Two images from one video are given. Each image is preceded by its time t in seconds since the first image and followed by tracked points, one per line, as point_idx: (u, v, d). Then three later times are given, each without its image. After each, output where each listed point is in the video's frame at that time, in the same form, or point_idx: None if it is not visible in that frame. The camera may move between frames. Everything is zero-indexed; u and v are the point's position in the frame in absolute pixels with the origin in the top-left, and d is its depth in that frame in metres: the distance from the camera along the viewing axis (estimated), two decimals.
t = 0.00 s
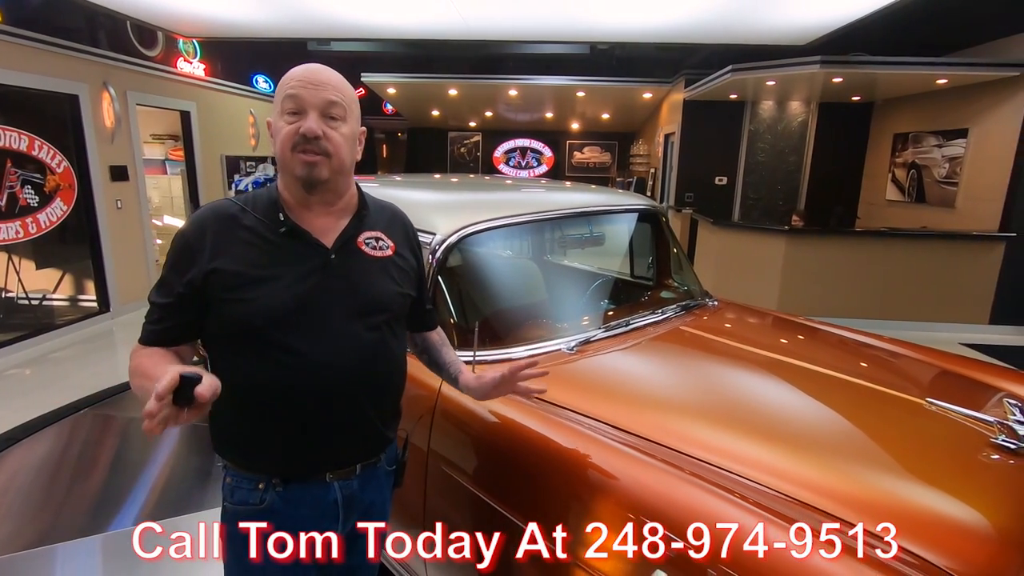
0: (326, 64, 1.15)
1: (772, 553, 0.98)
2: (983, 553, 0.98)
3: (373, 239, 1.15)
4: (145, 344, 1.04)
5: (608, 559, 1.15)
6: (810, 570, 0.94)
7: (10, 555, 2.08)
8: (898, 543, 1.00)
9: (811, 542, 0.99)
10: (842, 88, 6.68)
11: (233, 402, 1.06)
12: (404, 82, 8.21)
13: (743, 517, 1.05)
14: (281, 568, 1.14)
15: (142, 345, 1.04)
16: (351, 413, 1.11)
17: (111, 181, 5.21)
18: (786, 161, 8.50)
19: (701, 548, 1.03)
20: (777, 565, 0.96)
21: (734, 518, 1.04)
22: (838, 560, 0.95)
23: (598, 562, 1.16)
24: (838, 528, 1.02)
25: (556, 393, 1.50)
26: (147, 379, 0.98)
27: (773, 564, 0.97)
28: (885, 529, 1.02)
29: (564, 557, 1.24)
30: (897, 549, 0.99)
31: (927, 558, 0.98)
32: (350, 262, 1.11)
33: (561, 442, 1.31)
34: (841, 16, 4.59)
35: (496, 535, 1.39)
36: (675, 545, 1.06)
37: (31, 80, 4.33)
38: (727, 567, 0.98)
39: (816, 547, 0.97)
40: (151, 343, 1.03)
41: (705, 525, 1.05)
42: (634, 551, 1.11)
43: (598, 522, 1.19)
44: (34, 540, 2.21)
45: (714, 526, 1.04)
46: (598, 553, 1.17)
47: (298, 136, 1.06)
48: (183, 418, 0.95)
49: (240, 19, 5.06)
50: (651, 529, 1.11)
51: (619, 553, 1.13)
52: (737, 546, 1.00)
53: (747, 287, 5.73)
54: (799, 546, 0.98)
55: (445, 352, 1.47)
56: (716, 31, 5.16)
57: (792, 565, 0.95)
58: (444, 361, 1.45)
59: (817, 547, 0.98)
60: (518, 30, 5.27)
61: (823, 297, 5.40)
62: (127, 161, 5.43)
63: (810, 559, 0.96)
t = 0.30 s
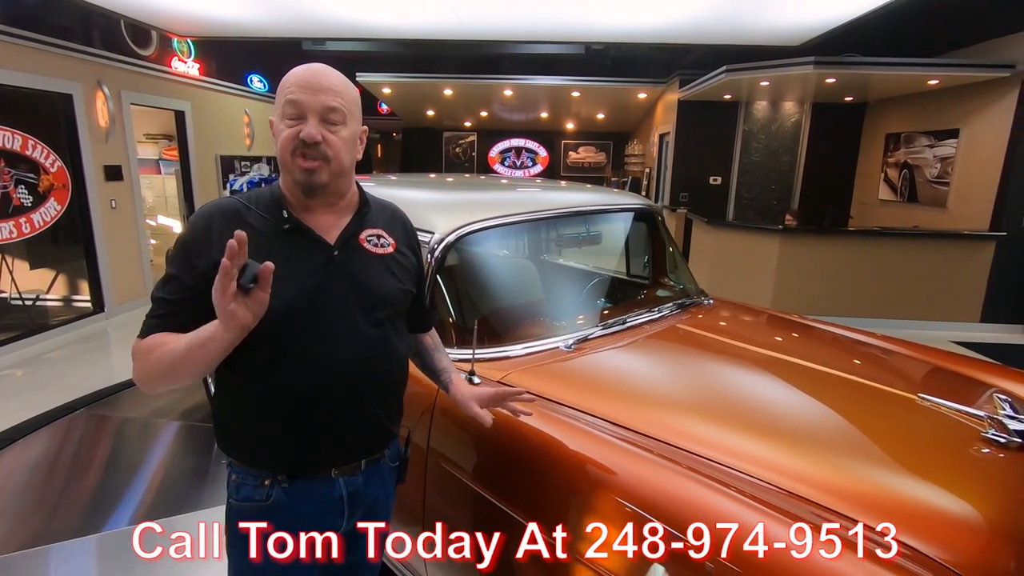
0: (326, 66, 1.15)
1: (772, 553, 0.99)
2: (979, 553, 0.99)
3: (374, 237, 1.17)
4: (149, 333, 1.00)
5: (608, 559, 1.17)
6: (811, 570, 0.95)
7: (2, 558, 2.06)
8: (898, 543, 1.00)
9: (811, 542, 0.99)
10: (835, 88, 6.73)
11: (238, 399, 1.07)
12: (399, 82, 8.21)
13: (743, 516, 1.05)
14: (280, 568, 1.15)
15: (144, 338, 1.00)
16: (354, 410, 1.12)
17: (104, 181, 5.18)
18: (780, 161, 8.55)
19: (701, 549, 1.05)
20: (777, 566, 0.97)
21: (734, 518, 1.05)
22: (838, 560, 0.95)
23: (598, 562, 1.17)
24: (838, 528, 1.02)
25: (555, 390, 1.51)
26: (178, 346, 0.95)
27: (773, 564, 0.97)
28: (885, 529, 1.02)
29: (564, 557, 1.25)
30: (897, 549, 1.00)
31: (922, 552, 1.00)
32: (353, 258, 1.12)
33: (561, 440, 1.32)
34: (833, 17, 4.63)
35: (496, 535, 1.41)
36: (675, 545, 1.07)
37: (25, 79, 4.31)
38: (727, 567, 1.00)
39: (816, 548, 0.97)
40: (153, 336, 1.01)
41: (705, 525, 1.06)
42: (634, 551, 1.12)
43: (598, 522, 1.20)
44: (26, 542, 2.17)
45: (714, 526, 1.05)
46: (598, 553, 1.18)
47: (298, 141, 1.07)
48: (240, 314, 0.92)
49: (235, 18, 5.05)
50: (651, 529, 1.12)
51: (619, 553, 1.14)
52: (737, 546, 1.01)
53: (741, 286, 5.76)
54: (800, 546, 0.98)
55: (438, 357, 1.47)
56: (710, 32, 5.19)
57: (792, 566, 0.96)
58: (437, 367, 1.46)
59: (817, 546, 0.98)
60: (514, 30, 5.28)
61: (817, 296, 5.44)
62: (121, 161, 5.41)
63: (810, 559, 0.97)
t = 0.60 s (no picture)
0: (333, 66, 1.16)
1: (772, 554, 0.99)
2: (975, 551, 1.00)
3: (375, 236, 1.18)
4: (156, 339, 1.02)
5: (608, 558, 1.18)
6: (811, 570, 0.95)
7: None
8: (898, 543, 1.00)
9: (811, 542, 0.98)
10: (828, 88, 6.77)
11: (242, 398, 1.08)
12: (394, 82, 8.20)
13: (743, 516, 1.05)
14: (280, 568, 1.15)
15: (151, 341, 1.02)
16: (356, 408, 1.13)
17: (98, 180, 5.15)
18: (773, 160, 8.59)
19: (701, 548, 1.05)
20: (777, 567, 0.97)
21: (734, 518, 1.05)
22: (839, 560, 0.95)
23: (599, 562, 1.18)
24: (838, 528, 1.01)
25: (555, 388, 1.52)
26: (183, 370, 0.97)
27: (772, 564, 0.98)
28: (885, 529, 1.02)
29: (564, 557, 1.26)
30: (897, 548, 0.99)
31: (919, 549, 1.00)
32: (354, 257, 1.13)
33: (561, 439, 1.32)
34: (826, 17, 4.66)
35: (496, 535, 1.42)
36: (675, 544, 1.08)
37: (18, 78, 4.30)
38: (727, 567, 1.01)
39: (817, 546, 0.97)
40: (158, 337, 1.02)
41: (705, 525, 1.07)
42: (634, 551, 1.13)
43: (598, 522, 1.21)
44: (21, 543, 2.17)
45: (714, 526, 1.05)
46: (598, 553, 1.19)
47: (306, 138, 1.08)
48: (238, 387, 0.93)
49: (229, 17, 5.04)
50: (651, 529, 1.13)
51: (618, 553, 1.15)
52: (737, 546, 1.02)
53: (736, 285, 5.80)
54: (799, 546, 0.98)
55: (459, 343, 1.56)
56: (704, 32, 5.22)
57: (791, 566, 0.96)
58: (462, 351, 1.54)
59: (817, 546, 0.98)
60: (509, 29, 5.29)
61: (810, 295, 5.48)
62: (116, 161, 5.40)
63: (810, 560, 0.97)
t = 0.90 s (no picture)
0: (334, 65, 1.17)
1: (772, 553, 1.00)
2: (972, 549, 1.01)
3: (374, 233, 1.19)
4: (157, 332, 1.02)
5: (608, 558, 1.19)
6: (810, 570, 0.96)
7: None
8: (898, 543, 1.00)
9: (811, 541, 0.99)
10: (820, 88, 6.82)
11: (243, 396, 1.09)
12: (388, 81, 8.20)
13: (744, 515, 1.06)
14: (280, 568, 1.16)
15: (153, 335, 1.03)
16: (356, 404, 1.15)
17: (91, 180, 5.12)
18: (766, 160, 8.64)
19: (702, 548, 1.06)
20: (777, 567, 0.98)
21: (735, 518, 1.06)
22: (839, 560, 0.96)
23: (599, 562, 1.19)
24: (838, 527, 1.01)
25: (554, 386, 1.53)
26: (185, 358, 0.98)
27: (772, 564, 0.99)
28: (885, 529, 1.02)
29: (564, 557, 1.27)
30: (897, 547, 0.99)
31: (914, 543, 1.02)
32: (353, 254, 1.14)
33: (560, 437, 1.33)
34: (818, 18, 4.70)
35: (496, 535, 1.43)
36: (675, 545, 1.09)
37: (11, 77, 4.28)
38: (727, 567, 1.02)
39: (817, 546, 0.98)
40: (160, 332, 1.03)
41: (705, 525, 1.07)
42: (635, 551, 1.14)
43: (598, 522, 1.22)
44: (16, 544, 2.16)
45: (714, 527, 1.06)
46: (598, 553, 1.20)
47: (306, 135, 1.09)
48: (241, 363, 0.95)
49: (223, 17, 5.04)
50: (651, 529, 1.14)
51: (618, 553, 1.16)
52: (737, 545, 1.03)
53: (729, 284, 5.84)
54: (799, 546, 0.99)
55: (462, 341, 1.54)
56: (697, 32, 5.25)
57: (791, 567, 0.97)
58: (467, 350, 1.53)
59: (817, 546, 0.98)
60: (504, 29, 5.30)
61: (803, 294, 5.52)
62: (109, 160, 5.37)
63: (810, 559, 0.97)
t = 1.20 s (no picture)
0: (329, 62, 1.18)
1: (772, 553, 1.01)
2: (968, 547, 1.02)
3: (370, 229, 1.20)
4: (156, 330, 1.03)
5: (609, 557, 1.19)
6: (809, 569, 0.97)
7: None
8: (898, 542, 0.99)
9: (811, 541, 0.99)
10: (812, 88, 6.86)
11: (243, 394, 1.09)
12: (382, 80, 8.19)
13: (744, 515, 1.06)
14: (280, 568, 1.18)
15: (152, 332, 1.03)
16: (354, 401, 1.16)
17: (83, 179, 5.09)
18: (759, 159, 8.69)
19: (702, 548, 1.07)
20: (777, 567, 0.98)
21: (735, 518, 1.06)
22: (839, 561, 0.96)
23: (600, 562, 1.20)
24: (838, 526, 1.01)
25: (551, 383, 1.54)
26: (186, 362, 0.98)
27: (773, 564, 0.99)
28: (886, 529, 1.02)
29: (565, 556, 1.28)
30: (897, 547, 0.98)
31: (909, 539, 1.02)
32: (351, 250, 1.15)
33: (558, 435, 1.34)
34: (810, 18, 4.73)
35: (496, 535, 1.44)
36: (675, 545, 1.09)
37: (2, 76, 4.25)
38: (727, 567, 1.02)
39: (816, 545, 0.98)
40: (160, 330, 1.03)
41: (705, 525, 1.08)
42: (635, 550, 1.15)
43: (598, 522, 1.23)
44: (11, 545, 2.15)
45: (715, 527, 1.07)
46: (599, 553, 1.21)
47: (301, 132, 1.10)
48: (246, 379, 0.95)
49: (217, 15, 5.02)
50: (651, 529, 1.15)
51: (619, 553, 1.17)
52: (737, 545, 1.03)
53: (723, 282, 5.88)
54: (800, 546, 0.99)
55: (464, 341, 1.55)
56: (691, 32, 5.28)
57: (791, 566, 0.97)
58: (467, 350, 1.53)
59: (817, 546, 0.99)
60: (498, 28, 5.31)
61: (795, 292, 5.56)
62: (101, 159, 5.34)
63: (810, 560, 0.98)
